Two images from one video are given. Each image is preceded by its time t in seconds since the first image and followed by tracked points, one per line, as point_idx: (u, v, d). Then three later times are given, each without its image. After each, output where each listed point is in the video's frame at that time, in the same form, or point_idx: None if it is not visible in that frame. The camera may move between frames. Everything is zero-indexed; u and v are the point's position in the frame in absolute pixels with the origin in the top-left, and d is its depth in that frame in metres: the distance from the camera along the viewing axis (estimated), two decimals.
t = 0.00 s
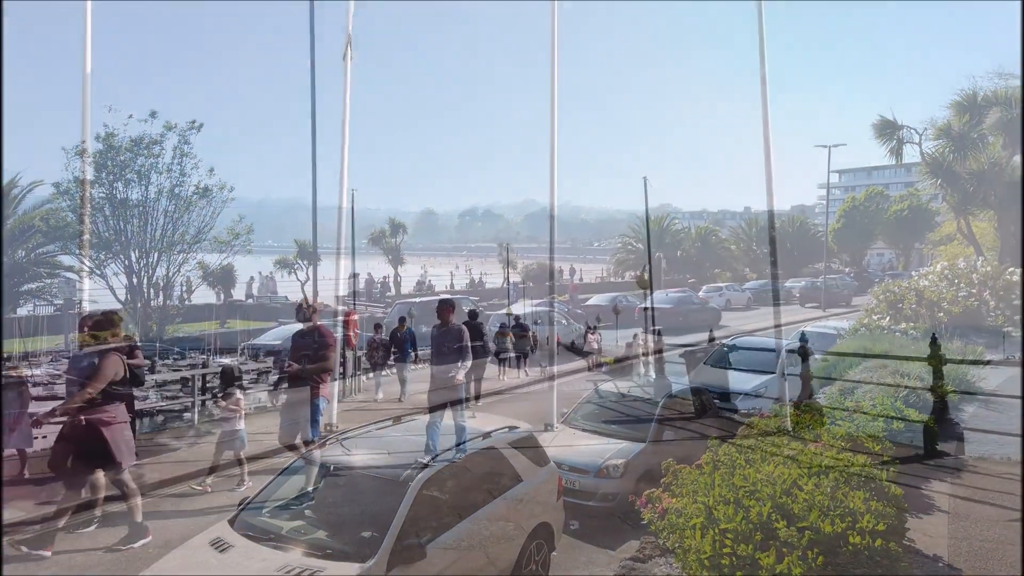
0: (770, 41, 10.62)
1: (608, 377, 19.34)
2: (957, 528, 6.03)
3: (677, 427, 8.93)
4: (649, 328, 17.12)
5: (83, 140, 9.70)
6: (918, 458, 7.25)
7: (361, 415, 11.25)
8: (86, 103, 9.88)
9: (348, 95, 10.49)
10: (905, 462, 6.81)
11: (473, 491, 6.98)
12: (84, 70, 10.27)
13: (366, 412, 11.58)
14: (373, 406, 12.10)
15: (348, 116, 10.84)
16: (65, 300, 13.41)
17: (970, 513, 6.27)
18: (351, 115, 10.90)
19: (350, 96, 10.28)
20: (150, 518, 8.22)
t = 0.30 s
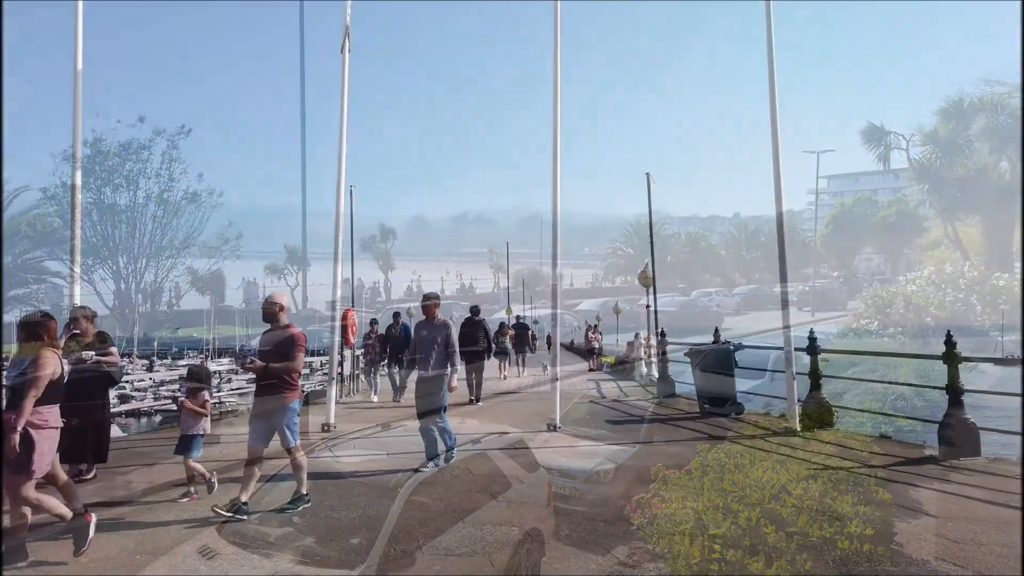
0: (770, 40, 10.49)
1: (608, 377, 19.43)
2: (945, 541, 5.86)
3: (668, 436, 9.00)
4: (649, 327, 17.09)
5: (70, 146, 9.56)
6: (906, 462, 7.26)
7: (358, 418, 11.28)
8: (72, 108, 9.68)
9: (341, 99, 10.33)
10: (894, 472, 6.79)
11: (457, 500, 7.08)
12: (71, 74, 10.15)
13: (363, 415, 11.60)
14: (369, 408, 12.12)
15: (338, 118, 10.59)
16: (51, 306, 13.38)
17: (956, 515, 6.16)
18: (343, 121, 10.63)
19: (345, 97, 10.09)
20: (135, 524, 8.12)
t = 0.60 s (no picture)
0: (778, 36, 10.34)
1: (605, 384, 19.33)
2: (969, 557, 4.55)
3: (665, 444, 9.01)
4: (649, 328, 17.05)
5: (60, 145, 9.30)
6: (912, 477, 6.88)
7: (354, 421, 11.18)
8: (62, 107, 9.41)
9: (338, 98, 10.11)
10: (900, 482, 6.72)
11: (408, 507, 6.06)
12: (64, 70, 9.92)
13: (361, 418, 11.51)
14: (367, 411, 12.02)
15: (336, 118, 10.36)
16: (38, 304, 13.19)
17: (975, 529, 5.15)
18: (341, 121, 10.42)
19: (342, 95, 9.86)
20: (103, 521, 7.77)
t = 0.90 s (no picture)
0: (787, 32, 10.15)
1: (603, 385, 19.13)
2: (995, 567, 4.35)
3: (669, 446, 8.78)
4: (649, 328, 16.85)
5: (46, 137, 8.99)
6: (925, 482, 6.68)
7: (350, 422, 10.93)
8: (49, 100, 9.12)
9: (334, 91, 9.85)
10: (913, 486, 6.53)
11: (404, 513, 5.81)
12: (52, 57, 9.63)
13: (357, 419, 11.27)
14: (364, 412, 11.79)
15: (331, 112, 10.11)
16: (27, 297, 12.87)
17: (997, 536, 4.95)
18: (339, 114, 10.18)
19: (337, 89, 9.62)
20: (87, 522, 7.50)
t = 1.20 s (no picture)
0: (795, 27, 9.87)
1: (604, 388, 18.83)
2: None
3: (675, 452, 8.51)
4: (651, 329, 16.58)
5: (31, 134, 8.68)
6: (945, 492, 6.40)
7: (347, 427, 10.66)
8: (33, 94, 8.81)
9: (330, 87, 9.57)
10: (933, 497, 6.25)
11: (401, 526, 5.53)
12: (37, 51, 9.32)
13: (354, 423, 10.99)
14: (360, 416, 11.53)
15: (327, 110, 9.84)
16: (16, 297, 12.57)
17: None
18: (334, 113, 9.88)
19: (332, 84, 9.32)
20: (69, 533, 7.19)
